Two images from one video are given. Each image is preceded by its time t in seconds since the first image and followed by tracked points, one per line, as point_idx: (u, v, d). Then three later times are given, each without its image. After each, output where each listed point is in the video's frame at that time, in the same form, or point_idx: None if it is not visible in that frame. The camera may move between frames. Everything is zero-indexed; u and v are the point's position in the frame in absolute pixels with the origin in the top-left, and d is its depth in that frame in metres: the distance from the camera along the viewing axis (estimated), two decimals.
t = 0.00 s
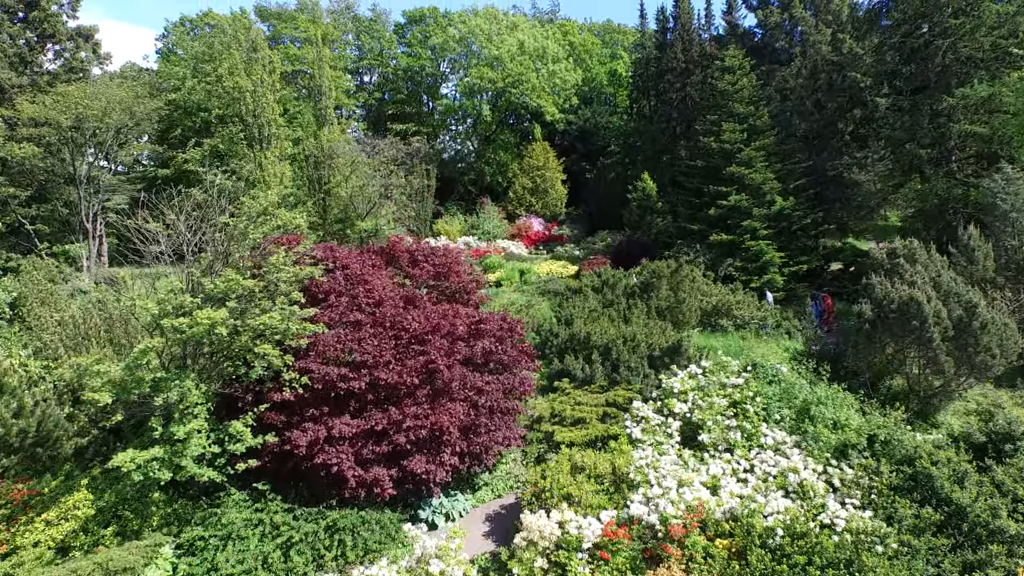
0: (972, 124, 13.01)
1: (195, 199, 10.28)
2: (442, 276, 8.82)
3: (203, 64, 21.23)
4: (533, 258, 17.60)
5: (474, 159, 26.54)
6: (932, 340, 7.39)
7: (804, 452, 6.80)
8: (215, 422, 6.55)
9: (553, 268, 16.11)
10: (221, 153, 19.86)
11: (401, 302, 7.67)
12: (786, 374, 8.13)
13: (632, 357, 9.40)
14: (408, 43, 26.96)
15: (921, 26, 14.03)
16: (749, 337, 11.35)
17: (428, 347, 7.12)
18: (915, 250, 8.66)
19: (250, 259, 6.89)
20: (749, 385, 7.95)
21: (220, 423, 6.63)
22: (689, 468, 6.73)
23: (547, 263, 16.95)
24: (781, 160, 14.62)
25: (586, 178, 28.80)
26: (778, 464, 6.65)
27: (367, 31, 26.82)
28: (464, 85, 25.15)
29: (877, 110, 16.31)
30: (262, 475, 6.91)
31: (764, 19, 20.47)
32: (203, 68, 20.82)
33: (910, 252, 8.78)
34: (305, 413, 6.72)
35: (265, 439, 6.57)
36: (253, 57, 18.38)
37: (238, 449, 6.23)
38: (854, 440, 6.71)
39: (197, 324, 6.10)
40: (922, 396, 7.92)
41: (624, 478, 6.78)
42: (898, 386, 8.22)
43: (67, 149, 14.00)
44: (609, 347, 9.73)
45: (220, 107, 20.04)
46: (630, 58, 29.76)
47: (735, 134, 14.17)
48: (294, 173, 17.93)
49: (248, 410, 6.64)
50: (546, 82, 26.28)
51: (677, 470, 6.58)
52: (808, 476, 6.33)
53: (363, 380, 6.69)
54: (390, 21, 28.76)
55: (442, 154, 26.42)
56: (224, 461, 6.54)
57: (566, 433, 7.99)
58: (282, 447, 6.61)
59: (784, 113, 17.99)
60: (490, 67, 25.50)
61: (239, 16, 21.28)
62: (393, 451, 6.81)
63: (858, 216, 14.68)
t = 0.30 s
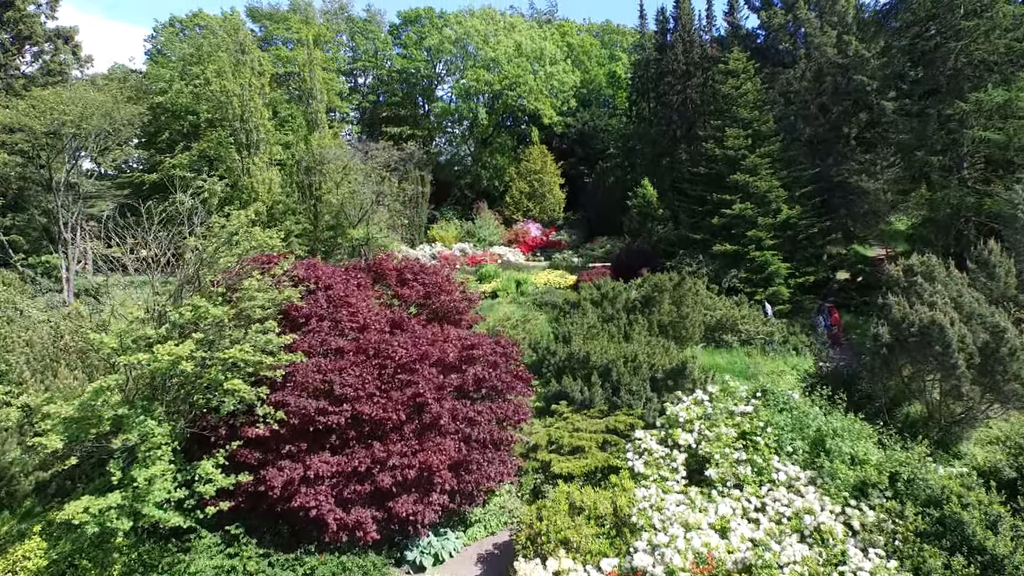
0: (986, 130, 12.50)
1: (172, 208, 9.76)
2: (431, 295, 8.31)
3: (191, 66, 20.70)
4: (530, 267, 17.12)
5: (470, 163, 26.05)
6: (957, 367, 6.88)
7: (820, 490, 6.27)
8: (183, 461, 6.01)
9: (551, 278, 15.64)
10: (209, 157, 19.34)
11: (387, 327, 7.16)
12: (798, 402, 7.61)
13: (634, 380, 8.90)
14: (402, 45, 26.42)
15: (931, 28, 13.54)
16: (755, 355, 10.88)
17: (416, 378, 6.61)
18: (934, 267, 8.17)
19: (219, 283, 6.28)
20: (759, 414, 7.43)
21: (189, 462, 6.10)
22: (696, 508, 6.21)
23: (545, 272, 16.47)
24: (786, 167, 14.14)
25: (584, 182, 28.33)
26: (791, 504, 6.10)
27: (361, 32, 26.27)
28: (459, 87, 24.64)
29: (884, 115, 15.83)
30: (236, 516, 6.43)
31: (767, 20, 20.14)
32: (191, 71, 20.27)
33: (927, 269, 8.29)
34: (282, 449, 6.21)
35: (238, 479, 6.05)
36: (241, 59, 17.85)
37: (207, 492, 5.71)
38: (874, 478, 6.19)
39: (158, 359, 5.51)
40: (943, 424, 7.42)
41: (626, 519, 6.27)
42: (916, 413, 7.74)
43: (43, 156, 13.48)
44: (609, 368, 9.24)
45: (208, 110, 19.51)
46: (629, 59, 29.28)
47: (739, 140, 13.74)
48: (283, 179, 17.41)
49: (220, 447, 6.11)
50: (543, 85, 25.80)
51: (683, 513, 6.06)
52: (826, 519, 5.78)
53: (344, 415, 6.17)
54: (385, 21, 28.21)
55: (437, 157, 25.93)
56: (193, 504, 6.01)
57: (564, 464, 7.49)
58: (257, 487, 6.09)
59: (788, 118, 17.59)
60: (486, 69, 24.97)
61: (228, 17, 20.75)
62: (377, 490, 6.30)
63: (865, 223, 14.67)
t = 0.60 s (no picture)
0: (1001, 135, 12.00)
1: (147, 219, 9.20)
2: (417, 316, 7.77)
3: (177, 67, 20.10)
4: (526, 276, 16.61)
5: (465, 166, 25.53)
6: (985, 397, 6.35)
7: (840, 535, 5.69)
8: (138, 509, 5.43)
9: (547, 288, 15.11)
10: (195, 161, 18.76)
11: (368, 355, 6.63)
12: (813, 432, 7.05)
13: (635, 404, 8.36)
14: (396, 45, 25.84)
15: (943, 29, 13.02)
16: (761, 372, 10.38)
17: (398, 412, 6.06)
18: (955, 285, 7.66)
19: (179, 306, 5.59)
20: (770, 446, 6.85)
21: (146, 507, 5.54)
22: (704, 556, 5.63)
23: (541, 281, 15.97)
24: (792, 174, 13.64)
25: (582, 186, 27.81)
26: (808, 550, 5.46)
27: (353, 32, 25.67)
28: (454, 89, 24.10)
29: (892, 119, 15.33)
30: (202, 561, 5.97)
31: (770, 21, 19.67)
32: (176, 72, 19.69)
33: (948, 287, 7.77)
34: (251, 491, 5.65)
35: (201, 526, 5.48)
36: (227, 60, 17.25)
37: (163, 545, 5.13)
38: (901, 522, 5.62)
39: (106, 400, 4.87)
40: (969, 455, 6.89)
41: (627, 567, 5.72)
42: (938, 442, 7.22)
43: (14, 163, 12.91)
44: (608, 390, 8.72)
45: (194, 113, 18.93)
46: (627, 60, 28.75)
47: (743, 146, 13.21)
48: (270, 185, 16.85)
49: (181, 490, 5.54)
50: (540, 86, 25.24)
51: (689, 562, 5.46)
52: (847, 569, 5.17)
53: (319, 456, 5.60)
54: (378, 21, 27.62)
55: (432, 160, 25.40)
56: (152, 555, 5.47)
57: (560, 498, 6.95)
58: (222, 535, 5.52)
59: (792, 121, 17.22)
60: (481, 70, 24.40)
61: (215, 17, 20.16)
62: (356, 537, 5.73)
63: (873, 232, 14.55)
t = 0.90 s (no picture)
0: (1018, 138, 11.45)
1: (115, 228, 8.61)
2: (401, 336, 7.18)
3: (161, 66, 19.45)
4: (520, 282, 16.04)
5: (459, 168, 24.94)
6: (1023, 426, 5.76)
7: None
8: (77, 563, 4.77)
9: (543, 295, 14.54)
10: (179, 163, 18.13)
11: (343, 381, 6.03)
12: (831, 461, 6.45)
13: (635, 426, 7.77)
14: (388, 43, 25.21)
15: (956, 26, 12.47)
16: (767, 388, 9.84)
17: (375, 447, 5.45)
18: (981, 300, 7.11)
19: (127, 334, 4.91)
20: (785, 479, 6.22)
21: (88, 560, 4.89)
22: None
23: (536, 288, 15.39)
24: (797, 178, 13.12)
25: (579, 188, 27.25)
26: None
27: (344, 30, 25.03)
28: (448, 89, 23.50)
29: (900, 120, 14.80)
30: None
31: (772, 19, 19.23)
32: (159, 71, 19.03)
33: (973, 302, 7.21)
34: (208, 539, 5.02)
35: None
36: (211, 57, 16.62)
37: None
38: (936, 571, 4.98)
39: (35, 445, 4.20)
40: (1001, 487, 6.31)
41: None
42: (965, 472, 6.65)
43: None
44: (607, 411, 8.15)
45: (178, 113, 18.29)
46: (625, 59, 28.21)
47: (747, 149, 12.67)
48: (255, 187, 16.23)
49: (127, 541, 4.88)
50: (536, 85, 24.65)
51: None
52: None
53: (284, 499, 4.98)
54: (371, 19, 27.01)
55: (425, 162, 24.82)
56: None
57: (554, 534, 6.31)
58: None
59: (795, 122, 16.70)
60: (475, 69, 23.80)
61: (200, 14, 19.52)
62: None
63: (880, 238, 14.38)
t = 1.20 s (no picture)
0: None
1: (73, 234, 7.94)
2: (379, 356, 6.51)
3: (141, 62, 18.66)
4: (514, 288, 15.42)
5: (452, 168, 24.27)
6: None
7: None
8: None
9: (538, 302, 13.93)
10: (159, 163, 17.39)
11: (310, 410, 5.37)
12: (854, 496, 5.79)
13: (636, 451, 7.14)
14: (379, 40, 24.49)
15: (971, 20, 11.88)
16: (775, 405, 9.25)
17: (343, 488, 4.78)
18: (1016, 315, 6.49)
19: (53, 363, 4.24)
20: (804, 517, 5.55)
21: None
22: None
23: (530, 294, 14.76)
24: (804, 180, 12.52)
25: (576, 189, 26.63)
26: None
27: (334, 26, 24.30)
28: (441, 87, 22.82)
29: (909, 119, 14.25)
30: None
31: (776, 14, 18.28)
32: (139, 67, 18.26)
33: (1006, 316, 6.61)
34: None
35: None
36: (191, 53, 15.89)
37: None
38: None
39: None
40: None
41: None
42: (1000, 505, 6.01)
43: None
44: (605, 434, 7.51)
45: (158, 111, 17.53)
46: (623, 57, 27.59)
47: (752, 149, 12.06)
48: (237, 189, 15.51)
49: None
50: (531, 83, 23.97)
51: None
52: None
53: (235, 553, 4.27)
54: (362, 15, 26.29)
55: (417, 163, 24.18)
56: None
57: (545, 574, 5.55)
58: None
59: (799, 121, 16.13)
60: (469, 66, 23.13)
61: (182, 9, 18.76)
62: None
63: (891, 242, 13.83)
